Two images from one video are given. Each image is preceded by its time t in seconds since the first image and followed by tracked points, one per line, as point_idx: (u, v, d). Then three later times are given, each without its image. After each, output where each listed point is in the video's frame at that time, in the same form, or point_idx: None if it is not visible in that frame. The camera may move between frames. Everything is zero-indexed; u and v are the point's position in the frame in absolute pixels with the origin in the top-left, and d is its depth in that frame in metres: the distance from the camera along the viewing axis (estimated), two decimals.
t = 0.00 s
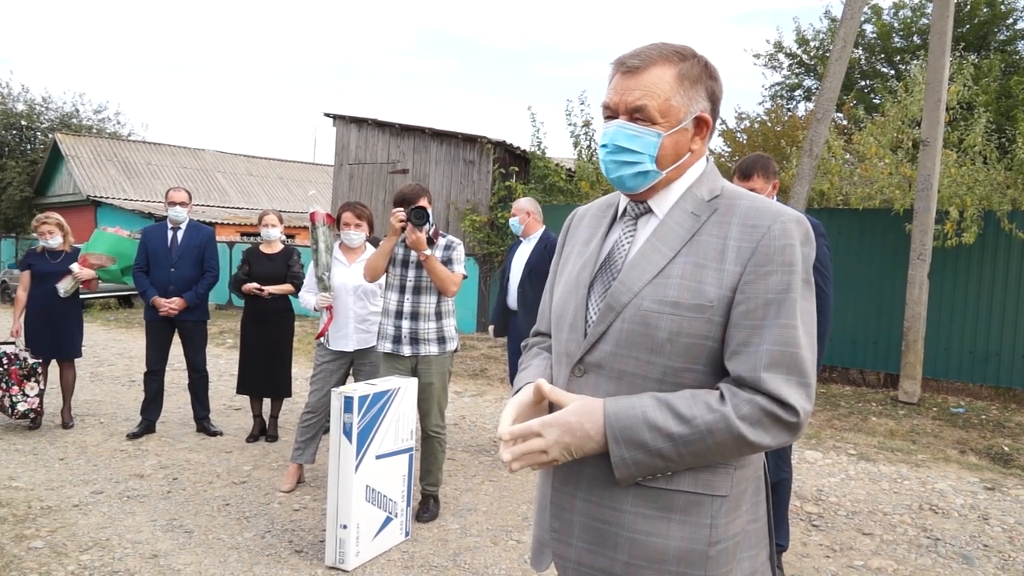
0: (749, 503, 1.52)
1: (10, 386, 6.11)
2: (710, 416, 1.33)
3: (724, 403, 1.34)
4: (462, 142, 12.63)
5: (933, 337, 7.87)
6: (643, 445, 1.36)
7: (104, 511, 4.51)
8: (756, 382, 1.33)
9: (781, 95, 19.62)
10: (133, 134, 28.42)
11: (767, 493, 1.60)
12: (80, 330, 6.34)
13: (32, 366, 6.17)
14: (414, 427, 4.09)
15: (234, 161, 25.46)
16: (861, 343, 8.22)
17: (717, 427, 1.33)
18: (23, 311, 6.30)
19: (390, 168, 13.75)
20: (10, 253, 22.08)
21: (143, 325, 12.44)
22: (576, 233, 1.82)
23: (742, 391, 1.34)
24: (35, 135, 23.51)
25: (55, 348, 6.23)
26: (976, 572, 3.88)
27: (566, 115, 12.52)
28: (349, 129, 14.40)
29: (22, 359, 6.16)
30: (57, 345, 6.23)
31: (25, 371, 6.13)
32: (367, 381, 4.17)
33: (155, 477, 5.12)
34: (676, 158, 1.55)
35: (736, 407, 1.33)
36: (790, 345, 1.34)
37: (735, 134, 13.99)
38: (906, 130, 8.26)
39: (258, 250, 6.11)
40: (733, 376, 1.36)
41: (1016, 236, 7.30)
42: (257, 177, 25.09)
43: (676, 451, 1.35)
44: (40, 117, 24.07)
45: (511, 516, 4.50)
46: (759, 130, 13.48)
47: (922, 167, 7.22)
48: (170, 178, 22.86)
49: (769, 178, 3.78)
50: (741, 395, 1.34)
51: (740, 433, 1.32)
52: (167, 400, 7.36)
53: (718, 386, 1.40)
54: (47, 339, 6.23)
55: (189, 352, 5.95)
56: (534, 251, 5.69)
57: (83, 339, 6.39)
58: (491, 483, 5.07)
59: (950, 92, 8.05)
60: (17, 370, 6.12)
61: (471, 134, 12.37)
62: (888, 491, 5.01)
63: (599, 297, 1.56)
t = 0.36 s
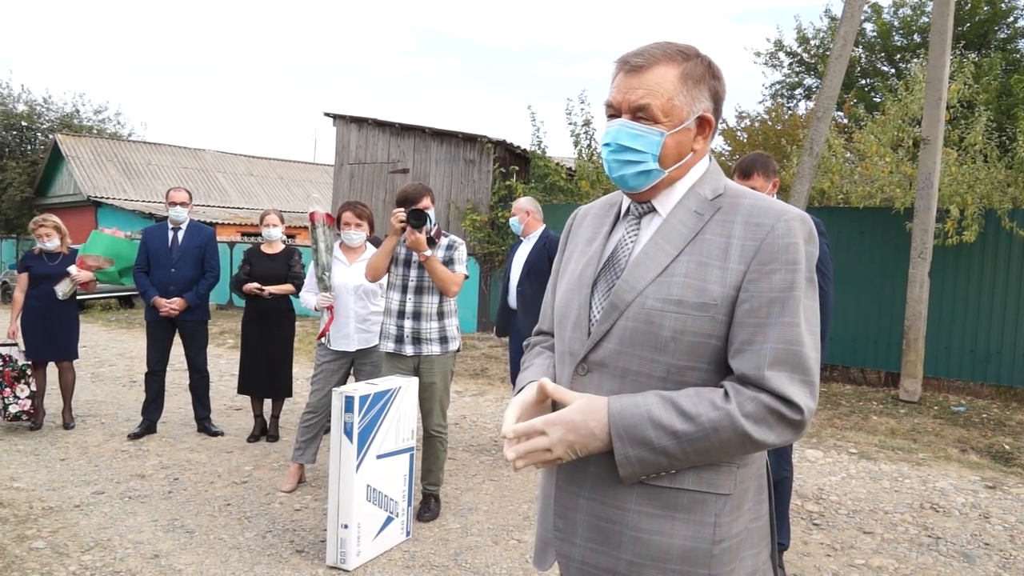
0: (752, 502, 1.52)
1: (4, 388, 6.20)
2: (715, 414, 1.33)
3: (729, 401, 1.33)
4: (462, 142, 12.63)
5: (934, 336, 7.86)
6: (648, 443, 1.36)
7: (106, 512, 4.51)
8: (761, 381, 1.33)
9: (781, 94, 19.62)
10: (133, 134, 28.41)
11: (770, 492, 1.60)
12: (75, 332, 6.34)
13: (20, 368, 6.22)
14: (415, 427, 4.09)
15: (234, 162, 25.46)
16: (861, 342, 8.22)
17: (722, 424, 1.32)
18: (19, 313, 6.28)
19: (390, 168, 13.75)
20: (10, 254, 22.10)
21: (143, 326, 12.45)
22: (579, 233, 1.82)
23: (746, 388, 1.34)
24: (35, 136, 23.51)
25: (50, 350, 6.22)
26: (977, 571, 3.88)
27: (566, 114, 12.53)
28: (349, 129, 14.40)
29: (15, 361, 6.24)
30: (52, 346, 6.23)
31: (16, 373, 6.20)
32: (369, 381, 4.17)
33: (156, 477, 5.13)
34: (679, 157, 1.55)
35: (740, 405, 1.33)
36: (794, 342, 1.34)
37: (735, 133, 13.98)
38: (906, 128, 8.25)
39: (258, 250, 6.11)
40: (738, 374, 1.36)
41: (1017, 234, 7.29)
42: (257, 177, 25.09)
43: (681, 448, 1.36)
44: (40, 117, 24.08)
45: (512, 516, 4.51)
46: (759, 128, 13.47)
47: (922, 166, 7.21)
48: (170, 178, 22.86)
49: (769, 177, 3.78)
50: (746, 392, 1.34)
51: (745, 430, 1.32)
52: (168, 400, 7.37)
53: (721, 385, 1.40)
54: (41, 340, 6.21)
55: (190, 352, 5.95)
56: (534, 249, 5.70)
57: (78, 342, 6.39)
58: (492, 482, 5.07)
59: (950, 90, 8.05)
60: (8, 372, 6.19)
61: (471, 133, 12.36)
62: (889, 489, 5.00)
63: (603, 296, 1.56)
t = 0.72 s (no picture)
0: (752, 502, 1.51)
1: None
2: (744, 412, 1.29)
3: (756, 399, 1.31)
4: (463, 141, 12.63)
5: (935, 337, 7.85)
6: (676, 441, 1.29)
7: (106, 510, 4.51)
8: (776, 380, 1.32)
9: (782, 94, 19.62)
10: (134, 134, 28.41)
11: (770, 493, 1.60)
12: (69, 332, 6.34)
13: (7, 369, 6.20)
14: (415, 426, 4.09)
15: (234, 161, 25.47)
16: (862, 343, 8.22)
17: (750, 422, 1.29)
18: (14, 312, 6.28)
19: (391, 167, 13.75)
20: (11, 253, 22.10)
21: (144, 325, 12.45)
22: (583, 230, 1.82)
23: (769, 386, 1.32)
24: (36, 135, 23.51)
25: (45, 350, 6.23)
26: (978, 572, 3.87)
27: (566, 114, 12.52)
28: (349, 128, 14.40)
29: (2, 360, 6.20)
30: (46, 345, 6.23)
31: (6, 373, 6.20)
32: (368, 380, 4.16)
33: (156, 476, 5.13)
34: (687, 156, 1.55)
35: (766, 402, 1.30)
36: (801, 344, 1.34)
37: (736, 133, 13.98)
38: (907, 129, 8.25)
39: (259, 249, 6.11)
40: (756, 373, 1.34)
41: (1018, 235, 7.28)
42: (257, 176, 25.09)
43: (707, 447, 1.30)
44: (41, 116, 24.09)
45: (512, 515, 4.50)
46: (760, 128, 13.47)
47: (922, 166, 7.21)
48: (170, 177, 22.85)
49: (770, 177, 3.77)
50: (770, 390, 1.31)
51: (768, 429, 1.30)
52: (168, 399, 7.37)
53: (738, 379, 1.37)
54: (35, 339, 6.21)
55: (190, 351, 5.95)
56: (534, 249, 5.70)
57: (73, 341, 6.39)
58: (492, 482, 5.07)
59: (951, 91, 8.04)
60: None
61: (471, 133, 12.36)
62: (889, 490, 5.00)
63: (606, 293, 1.56)
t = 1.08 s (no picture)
0: (753, 500, 1.51)
1: None
2: (803, 388, 1.28)
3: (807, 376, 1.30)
4: (464, 140, 12.62)
5: (936, 337, 7.84)
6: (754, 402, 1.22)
7: (106, 508, 4.51)
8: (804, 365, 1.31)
9: (784, 94, 19.59)
10: (135, 133, 28.41)
11: (771, 489, 1.60)
12: (70, 329, 6.34)
13: None
14: (416, 424, 4.08)
15: (235, 160, 25.47)
16: (863, 342, 8.22)
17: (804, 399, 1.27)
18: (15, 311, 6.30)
19: (392, 166, 13.75)
20: (12, 252, 22.11)
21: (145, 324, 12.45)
22: (582, 228, 1.82)
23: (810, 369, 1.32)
24: (37, 134, 23.51)
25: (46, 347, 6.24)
26: (979, 571, 3.87)
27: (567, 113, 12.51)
28: (349, 127, 14.40)
29: None
30: (47, 343, 6.24)
31: None
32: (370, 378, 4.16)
33: (157, 474, 5.13)
34: (681, 157, 1.55)
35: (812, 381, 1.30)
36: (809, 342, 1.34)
37: (737, 132, 13.96)
38: (908, 128, 8.23)
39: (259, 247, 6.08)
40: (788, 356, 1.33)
41: (1020, 234, 7.26)
42: (258, 176, 25.10)
43: (773, 414, 1.24)
44: (42, 115, 24.09)
45: (513, 514, 4.50)
46: (761, 128, 13.45)
47: (924, 166, 7.19)
48: (171, 176, 22.84)
49: (772, 176, 3.77)
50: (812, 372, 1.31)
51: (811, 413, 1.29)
52: (168, 397, 7.37)
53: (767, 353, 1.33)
54: (35, 338, 6.22)
55: (191, 350, 5.95)
56: (537, 249, 5.69)
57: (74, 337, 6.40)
58: (492, 481, 5.07)
59: (952, 90, 8.03)
60: None
61: (472, 132, 12.35)
62: (890, 489, 5.00)
63: (605, 293, 1.56)
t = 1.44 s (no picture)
0: (759, 499, 1.51)
1: None
2: (732, 426, 1.30)
3: (746, 411, 1.31)
4: (465, 139, 12.61)
5: (937, 335, 7.84)
6: (666, 458, 1.33)
7: (108, 508, 4.51)
8: (775, 386, 1.32)
9: (785, 92, 19.57)
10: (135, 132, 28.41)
11: (777, 486, 1.60)
12: (71, 328, 6.34)
13: None
14: (417, 423, 4.08)
15: (236, 159, 25.47)
16: (864, 341, 8.22)
17: (740, 436, 1.30)
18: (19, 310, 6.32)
19: (392, 165, 13.74)
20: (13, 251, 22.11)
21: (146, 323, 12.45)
22: (580, 229, 1.81)
23: (762, 395, 1.32)
24: (38, 133, 23.51)
25: (47, 346, 6.25)
26: (982, 570, 3.87)
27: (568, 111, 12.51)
28: (350, 126, 14.39)
29: None
30: (48, 342, 6.24)
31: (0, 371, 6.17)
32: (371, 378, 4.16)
33: (158, 473, 5.13)
34: (680, 157, 1.54)
35: (756, 413, 1.31)
36: (805, 344, 1.35)
37: (738, 131, 13.94)
38: (910, 126, 8.21)
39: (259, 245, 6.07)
40: (752, 381, 1.35)
41: (1021, 232, 7.26)
42: (259, 174, 25.10)
43: (699, 461, 1.32)
44: (43, 114, 24.09)
45: (515, 513, 4.50)
46: (762, 126, 13.44)
47: (925, 164, 7.18)
48: (172, 175, 22.84)
49: (774, 174, 3.77)
50: (763, 400, 1.32)
51: (760, 440, 1.31)
52: (170, 396, 7.38)
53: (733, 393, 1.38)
54: (36, 337, 6.23)
55: (191, 349, 5.94)
56: (539, 248, 5.69)
57: (76, 335, 6.40)
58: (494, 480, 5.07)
59: (954, 88, 8.02)
60: None
61: (473, 130, 12.34)
62: (892, 488, 5.00)
63: (606, 296, 1.55)
